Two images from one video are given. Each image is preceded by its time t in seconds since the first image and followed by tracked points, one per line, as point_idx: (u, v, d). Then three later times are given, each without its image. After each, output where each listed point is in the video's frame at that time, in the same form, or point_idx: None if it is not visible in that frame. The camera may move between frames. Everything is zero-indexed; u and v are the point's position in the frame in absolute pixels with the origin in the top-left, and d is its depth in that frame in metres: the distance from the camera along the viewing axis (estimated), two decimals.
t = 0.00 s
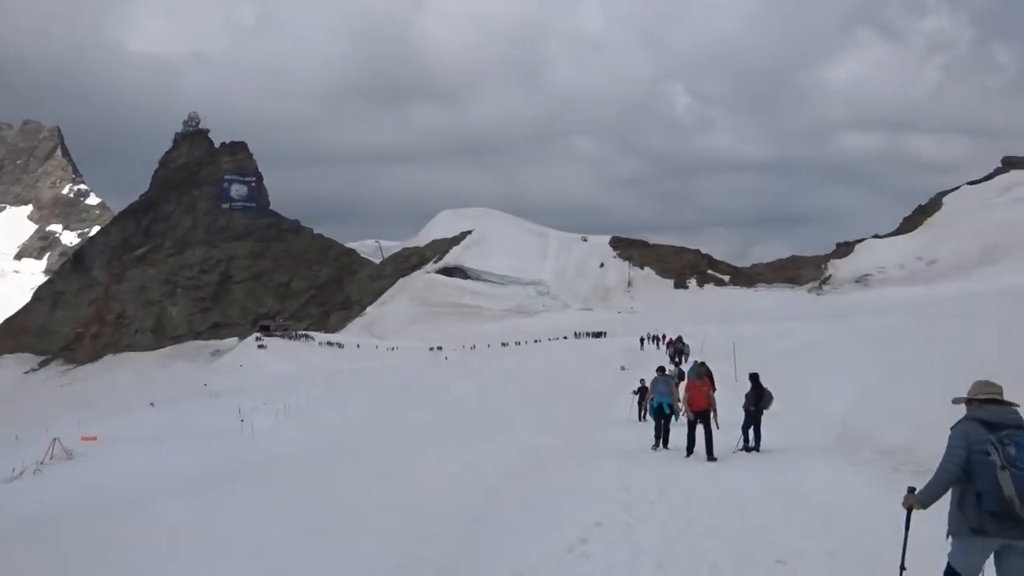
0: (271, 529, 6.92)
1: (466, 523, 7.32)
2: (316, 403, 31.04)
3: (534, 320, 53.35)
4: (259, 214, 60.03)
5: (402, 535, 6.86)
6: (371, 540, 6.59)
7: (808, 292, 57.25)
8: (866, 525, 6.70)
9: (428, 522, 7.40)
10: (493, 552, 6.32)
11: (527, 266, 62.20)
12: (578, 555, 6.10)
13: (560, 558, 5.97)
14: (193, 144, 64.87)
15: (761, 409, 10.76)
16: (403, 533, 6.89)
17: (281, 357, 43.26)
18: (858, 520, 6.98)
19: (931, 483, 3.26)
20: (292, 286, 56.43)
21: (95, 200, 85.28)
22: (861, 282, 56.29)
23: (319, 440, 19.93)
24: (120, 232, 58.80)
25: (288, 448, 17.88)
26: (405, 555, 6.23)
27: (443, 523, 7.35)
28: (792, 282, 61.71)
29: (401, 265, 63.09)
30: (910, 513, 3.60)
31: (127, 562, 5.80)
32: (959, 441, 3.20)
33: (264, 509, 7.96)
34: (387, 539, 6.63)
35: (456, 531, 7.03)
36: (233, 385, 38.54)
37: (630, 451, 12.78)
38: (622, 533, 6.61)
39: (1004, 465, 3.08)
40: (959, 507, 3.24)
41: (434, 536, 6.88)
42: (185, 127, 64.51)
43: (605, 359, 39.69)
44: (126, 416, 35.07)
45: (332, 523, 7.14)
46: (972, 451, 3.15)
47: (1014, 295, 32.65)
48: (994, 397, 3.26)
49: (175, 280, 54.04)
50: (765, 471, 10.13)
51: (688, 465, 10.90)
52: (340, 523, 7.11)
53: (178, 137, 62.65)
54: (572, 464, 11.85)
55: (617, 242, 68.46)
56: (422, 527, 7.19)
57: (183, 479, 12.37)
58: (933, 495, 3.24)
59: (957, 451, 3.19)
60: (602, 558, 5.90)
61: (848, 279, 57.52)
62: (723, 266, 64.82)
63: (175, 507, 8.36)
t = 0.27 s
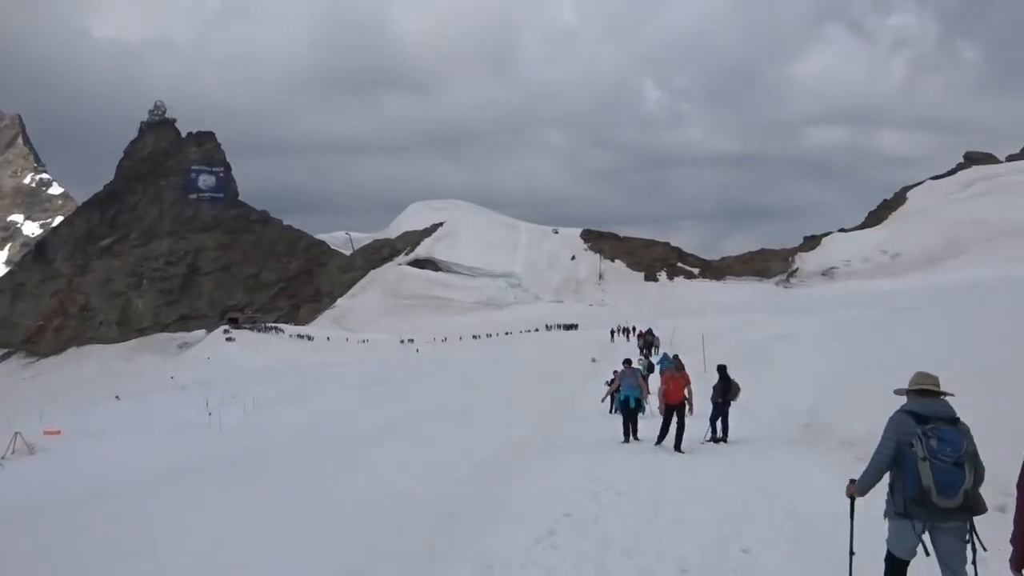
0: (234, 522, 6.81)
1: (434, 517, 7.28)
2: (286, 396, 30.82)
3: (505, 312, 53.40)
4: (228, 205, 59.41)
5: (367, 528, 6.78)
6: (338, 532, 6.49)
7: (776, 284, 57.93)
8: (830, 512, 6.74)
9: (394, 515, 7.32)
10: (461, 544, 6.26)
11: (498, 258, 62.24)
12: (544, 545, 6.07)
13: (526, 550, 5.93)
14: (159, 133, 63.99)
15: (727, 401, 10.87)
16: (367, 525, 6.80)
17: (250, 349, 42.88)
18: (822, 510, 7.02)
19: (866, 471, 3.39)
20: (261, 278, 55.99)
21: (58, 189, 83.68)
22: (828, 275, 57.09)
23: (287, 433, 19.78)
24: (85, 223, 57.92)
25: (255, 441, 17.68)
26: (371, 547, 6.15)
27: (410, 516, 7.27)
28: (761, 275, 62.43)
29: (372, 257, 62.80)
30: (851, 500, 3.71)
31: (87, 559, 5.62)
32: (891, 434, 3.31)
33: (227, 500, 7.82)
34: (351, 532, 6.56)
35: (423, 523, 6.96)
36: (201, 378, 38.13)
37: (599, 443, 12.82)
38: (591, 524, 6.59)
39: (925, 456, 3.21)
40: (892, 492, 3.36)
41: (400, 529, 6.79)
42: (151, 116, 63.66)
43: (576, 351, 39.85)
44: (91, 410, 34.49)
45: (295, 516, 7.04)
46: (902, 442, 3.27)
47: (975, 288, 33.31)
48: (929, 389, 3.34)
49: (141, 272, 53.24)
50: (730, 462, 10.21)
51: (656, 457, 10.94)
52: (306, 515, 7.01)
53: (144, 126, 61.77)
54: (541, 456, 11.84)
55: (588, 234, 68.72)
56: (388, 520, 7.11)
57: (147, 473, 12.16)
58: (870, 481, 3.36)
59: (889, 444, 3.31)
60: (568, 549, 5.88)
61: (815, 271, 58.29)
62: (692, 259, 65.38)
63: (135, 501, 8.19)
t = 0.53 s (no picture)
0: (207, 519, 6.70)
1: (409, 512, 7.26)
2: (259, 391, 30.58)
3: (480, 306, 53.36)
4: (199, 199, 58.79)
5: (341, 525, 6.71)
6: (313, 529, 6.43)
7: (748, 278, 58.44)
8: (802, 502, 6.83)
9: (367, 512, 7.27)
10: (436, 539, 6.23)
11: (473, 253, 62.22)
12: (519, 539, 6.07)
13: (501, 545, 5.91)
14: (128, 126, 63.09)
15: (701, 394, 10.94)
16: (342, 523, 6.73)
17: (222, 344, 42.46)
18: (794, 501, 7.09)
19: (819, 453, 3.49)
20: (233, 273, 55.64)
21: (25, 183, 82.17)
22: (799, 268, 57.73)
23: (261, 429, 19.62)
24: (52, 217, 57.04)
25: (227, 438, 17.47)
26: (346, 544, 6.08)
27: (383, 512, 7.21)
28: (734, 268, 63.00)
29: (346, 251, 62.49)
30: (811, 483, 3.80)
31: (55, 560, 5.50)
32: (840, 420, 3.40)
33: (197, 498, 7.68)
34: (326, 529, 6.50)
35: (396, 519, 6.93)
36: (173, 374, 37.67)
37: (574, 437, 12.84)
38: (566, 518, 6.60)
39: (872, 438, 3.31)
40: (846, 475, 3.46)
41: (375, 525, 6.72)
42: (120, 109, 62.79)
43: (551, 345, 39.94)
44: (60, 407, 33.91)
45: (269, 514, 6.95)
46: (851, 426, 3.36)
47: (943, 280, 33.84)
48: (876, 373, 3.42)
49: (110, 267, 52.45)
50: (704, 455, 10.28)
51: (631, 450, 10.98)
52: (277, 514, 6.92)
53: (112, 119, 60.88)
54: (516, 451, 11.84)
55: (563, 229, 68.91)
56: (361, 516, 7.05)
57: (116, 470, 11.97)
58: (822, 462, 3.44)
59: (838, 429, 3.40)
60: (542, 544, 5.88)
61: (787, 265, 58.92)
62: (666, 253, 65.78)
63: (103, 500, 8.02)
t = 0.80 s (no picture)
0: (177, 516, 6.57)
1: (381, 506, 7.22)
2: (229, 385, 30.29)
3: (454, 299, 53.29)
4: (169, 190, 58.15)
5: (314, 518, 6.65)
6: (284, 524, 6.34)
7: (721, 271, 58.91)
8: (770, 489, 6.91)
9: (339, 506, 7.19)
10: (410, 532, 6.18)
11: (446, 245, 62.14)
12: (492, 531, 6.07)
13: (475, 537, 5.88)
14: (96, 115, 62.13)
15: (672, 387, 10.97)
16: (316, 517, 6.66)
17: (193, 337, 42.05)
18: (762, 491, 7.15)
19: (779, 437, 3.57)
20: (204, 266, 55.30)
21: None
22: (771, 261, 58.30)
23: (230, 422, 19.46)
24: (17, 208, 56.17)
25: (195, 432, 17.29)
26: (319, 538, 6.00)
27: (355, 506, 7.14)
28: (706, 261, 63.49)
29: (319, 243, 62.15)
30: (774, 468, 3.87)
31: (18, 557, 5.38)
32: (798, 406, 3.47)
33: (166, 494, 7.54)
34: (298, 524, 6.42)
35: (369, 512, 6.88)
36: (142, 367, 37.26)
37: (545, 430, 12.85)
38: (538, 510, 6.61)
39: (826, 420, 3.39)
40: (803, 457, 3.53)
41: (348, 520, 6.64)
42: (87, 99, 61.86)
43: (523, 338, 40.04)
44: (26, 401, 33.34)
45: (241, 509, 6.85)
46: (807, 411, 3.43)
47: (908, 274, 34.38)
48: (834, 361, 3.50)
49: (77, 259, 51.67)
50: (673, 447, 10.36)
51: (601, 442, 11.01)
52: (249, 509, 6.81)
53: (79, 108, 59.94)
54: (488, 444, 11.83)
55: (537, 222, 69.05)
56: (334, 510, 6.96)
57: (80, 466, 11.77)
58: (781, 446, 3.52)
59: (796, 414, 3.46)
60: (515, 536, 5.87)
61: (759, 258, 59.47)
62: (639, 246, 66.13)
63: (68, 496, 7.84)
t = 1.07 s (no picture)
0: (151, 515, 6.49)
1: (357, 502, 7.19)
2: (203, 382, 30.04)
3: (431, 293, 53.20)
4: (141, 186, 57.57)
5: (291, 516, 6.60)
6: (260, 523, 6.27)
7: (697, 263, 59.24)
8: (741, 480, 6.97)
9: (315, 502, 7.14)
10: (387, 527, 6.16)
11: (423, 240, 62.03)
12: (468, 525, 6.07)
13: (452, 531, 5.85)
14: (66, 110, 61.30)
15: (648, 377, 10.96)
16: (291, 514, 6.61)
17: (167, 334, 41.67)
18: (736, 481, 7.19)
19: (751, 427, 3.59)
20: (177, 262, 54.88)
21: None
22: (746, 254, 58.73)
23: (203, 420, 19.32)
24: None
25: (167, 431, 17.13)
26: (295, 535, 5.95)
27: (332, 502, 7.09)
28: (682, 254, 63.85)
29: (294, 239, 61.80)
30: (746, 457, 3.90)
31: None
32: (770, 397, 3.47)
33: (140, 494, 7.44)
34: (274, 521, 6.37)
35: (346, 508, 6.82)
36: (114, 365, 36.85)
37: (521, 424, 12.84)
38: (513, 503, 6.63)
39: (799, 412, 3.40)
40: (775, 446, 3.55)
41: (324, 516, 6.60)
42: (56, 93, 61.03)
43: (500, 332, 40.05)
44: None
45: (217, 507, 6.79)
46: (780, 401, 3.43)
47: (879, 265, 34.76)
48: (804, 354, 3.52)
49: (48, 256, 51.01)
50: (647, 439, 10.39)
51: (575, 436, 11.03)
52: (225, 507, 6.74)
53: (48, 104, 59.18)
54: (463, 439, 11.81)
55: (514, 216, 69.07)
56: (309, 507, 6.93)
57: (48, 467, 11.63)
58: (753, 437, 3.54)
59: (768, 403, 3.47)
60: (492, 529, 5.85)
61: (734, 250, 59.87)
62: (616, 240, 66.35)
63: (41, 496, 7.72)
